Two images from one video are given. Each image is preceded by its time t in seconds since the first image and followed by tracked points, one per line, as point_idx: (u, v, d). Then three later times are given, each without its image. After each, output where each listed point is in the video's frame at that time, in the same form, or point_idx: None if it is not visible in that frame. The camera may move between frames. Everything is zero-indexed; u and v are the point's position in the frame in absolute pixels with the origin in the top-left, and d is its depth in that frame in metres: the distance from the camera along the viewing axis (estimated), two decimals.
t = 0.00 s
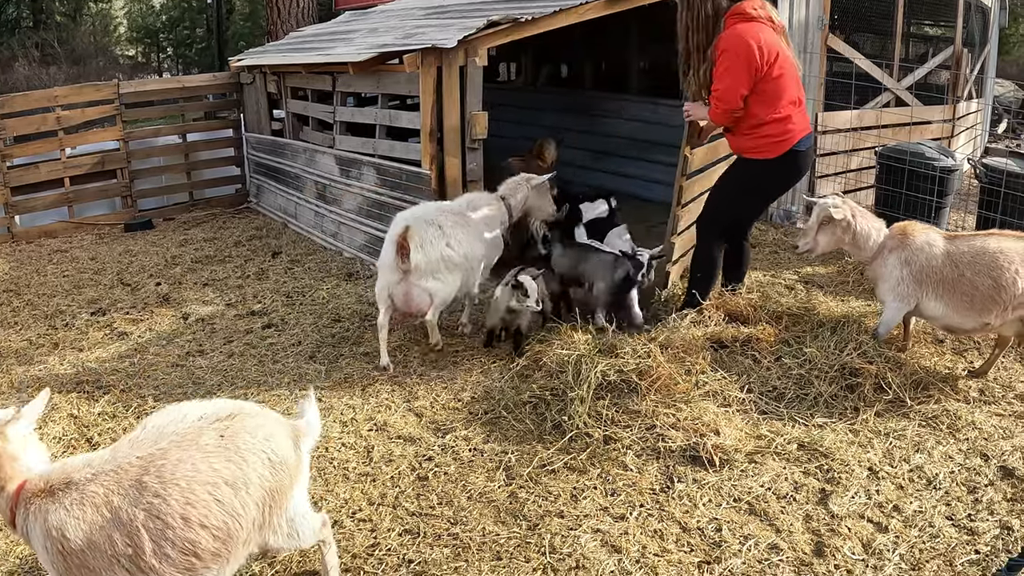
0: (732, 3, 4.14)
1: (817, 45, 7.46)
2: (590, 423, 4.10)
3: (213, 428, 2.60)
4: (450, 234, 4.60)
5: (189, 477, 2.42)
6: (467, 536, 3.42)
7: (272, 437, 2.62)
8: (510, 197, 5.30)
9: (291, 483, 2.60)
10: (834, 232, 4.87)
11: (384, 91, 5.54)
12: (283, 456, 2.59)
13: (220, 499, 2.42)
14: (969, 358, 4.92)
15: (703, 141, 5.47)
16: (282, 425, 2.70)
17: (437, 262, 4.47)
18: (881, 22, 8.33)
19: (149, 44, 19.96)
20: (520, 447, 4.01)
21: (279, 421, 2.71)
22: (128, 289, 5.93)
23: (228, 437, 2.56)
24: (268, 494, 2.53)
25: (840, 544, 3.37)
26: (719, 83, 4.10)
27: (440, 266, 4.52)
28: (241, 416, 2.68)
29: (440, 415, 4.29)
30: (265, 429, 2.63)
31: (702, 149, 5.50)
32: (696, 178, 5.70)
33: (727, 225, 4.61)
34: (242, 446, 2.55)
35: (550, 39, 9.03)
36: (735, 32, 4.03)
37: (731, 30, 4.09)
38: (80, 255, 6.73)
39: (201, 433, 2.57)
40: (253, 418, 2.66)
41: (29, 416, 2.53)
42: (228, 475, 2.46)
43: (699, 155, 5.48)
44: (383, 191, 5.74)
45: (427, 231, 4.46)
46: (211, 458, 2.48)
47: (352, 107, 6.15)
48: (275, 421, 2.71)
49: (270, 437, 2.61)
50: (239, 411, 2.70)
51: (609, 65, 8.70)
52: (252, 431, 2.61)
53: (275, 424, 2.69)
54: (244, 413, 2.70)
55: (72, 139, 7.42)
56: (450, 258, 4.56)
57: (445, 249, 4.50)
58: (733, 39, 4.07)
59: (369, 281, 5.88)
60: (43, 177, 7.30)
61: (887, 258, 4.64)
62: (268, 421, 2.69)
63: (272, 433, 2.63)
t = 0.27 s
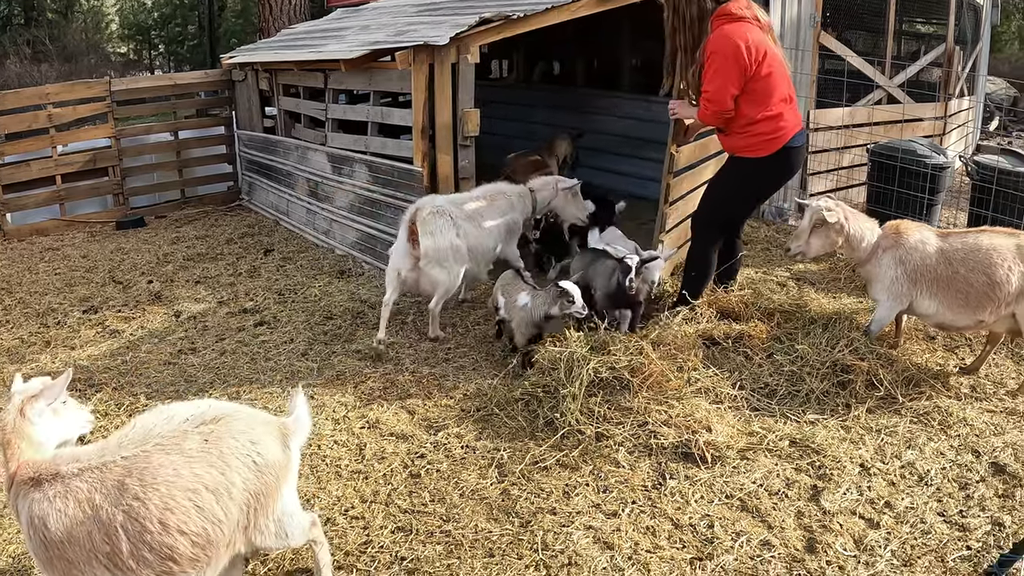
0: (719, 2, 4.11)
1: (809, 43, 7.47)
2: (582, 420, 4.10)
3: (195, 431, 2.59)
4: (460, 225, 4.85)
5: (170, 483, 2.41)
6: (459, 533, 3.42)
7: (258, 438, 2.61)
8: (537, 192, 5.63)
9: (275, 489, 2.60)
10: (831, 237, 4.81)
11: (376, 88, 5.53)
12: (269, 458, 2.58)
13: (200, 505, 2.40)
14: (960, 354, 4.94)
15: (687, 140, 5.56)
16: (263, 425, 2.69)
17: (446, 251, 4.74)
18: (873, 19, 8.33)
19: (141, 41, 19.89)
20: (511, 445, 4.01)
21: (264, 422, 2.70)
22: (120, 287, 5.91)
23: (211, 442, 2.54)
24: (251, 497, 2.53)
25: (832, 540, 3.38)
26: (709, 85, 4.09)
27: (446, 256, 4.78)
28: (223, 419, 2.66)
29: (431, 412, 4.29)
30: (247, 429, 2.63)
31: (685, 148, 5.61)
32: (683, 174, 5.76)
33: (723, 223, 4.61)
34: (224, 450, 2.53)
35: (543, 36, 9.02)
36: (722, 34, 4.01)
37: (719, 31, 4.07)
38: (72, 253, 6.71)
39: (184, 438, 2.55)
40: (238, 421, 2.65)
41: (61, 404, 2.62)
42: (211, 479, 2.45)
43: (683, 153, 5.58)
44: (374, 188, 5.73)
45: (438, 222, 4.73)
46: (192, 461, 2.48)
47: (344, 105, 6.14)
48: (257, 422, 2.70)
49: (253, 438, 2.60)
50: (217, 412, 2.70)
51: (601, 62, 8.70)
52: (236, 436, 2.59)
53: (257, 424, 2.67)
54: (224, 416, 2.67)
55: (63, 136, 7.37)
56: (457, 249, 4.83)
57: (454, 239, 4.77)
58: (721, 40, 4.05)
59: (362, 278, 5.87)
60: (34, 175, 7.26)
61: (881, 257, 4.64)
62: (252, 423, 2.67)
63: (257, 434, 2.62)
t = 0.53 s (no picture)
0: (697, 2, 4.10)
1: (800, 41, 7.48)
2: (574, 418, 4.10)
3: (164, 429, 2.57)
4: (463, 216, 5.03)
5: (126, 481, 2.40)
6: (451, 531, 3.41)
7: (228, 443, 2.57)
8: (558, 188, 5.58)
9: (246, 499, 2.55)
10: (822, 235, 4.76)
11: (366, 86, 5.52)
12: (239, 465, 2.53)
13: (151, 506, 2.38)
14: (951, 351, 4.95)
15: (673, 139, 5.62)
16: (234, 428, 2.63)
17: (437, 242, 4.93)
18: (864, 18, 8.34)
19: (131, 39, 19.80)
20: (503, 443, 4.01)
21: (237, 427, 2.65)
22: (110, 286, 5.88)
23: (178, 444, 2.51)
24: (216, 502, 2.49)
25: (824, 537, 3.38)
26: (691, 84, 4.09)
27: (439, 247, 4.97)
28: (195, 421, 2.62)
29: (423, 410, 4.28)
30: (217, 430, 2.60)
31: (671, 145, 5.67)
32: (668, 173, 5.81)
33: (711, 222, 4.62)
34: (190, 453, 2.51)
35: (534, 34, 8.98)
36: (701, 33, 4.01)
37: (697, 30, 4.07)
38: (62, 252, 6.67)
39: (151, 438, 2.53)
40: (212, 425, 2.61)
41: (69, 393, 2.60)
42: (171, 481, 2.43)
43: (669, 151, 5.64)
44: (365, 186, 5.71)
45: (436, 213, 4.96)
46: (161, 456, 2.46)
47: (335, 103, 6.12)
48: (229, 426, 2.65)
49: (221, 442, 2.56)
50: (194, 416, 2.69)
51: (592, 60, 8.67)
52: (204, 440, 2.55)
53: (229, 428, 2.63)
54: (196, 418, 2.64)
55: (53, 135, 7.33)
56: (457, 239, 5.01)
57: (448, 232, 4.95)
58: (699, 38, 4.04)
59: (353, 277, 5.85)
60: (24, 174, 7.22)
61: (872, 255, 4.65)
62: (221, 427, 2.62)
63: (229, 439, 2.58)
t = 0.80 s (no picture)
0: (674, 2, 4.09)
1: (790, 40, 7.50)
2: (564, 417, 4.10)
3: (113, 419, 2.53)
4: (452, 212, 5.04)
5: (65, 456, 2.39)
6: (442, 530, 3.41)
7: (166, 447, 2.49)
8: (556, 181, 5.70)
9: (163, 508, 2.41)
10: (799, 240, 4.76)
11: (357, 85, 5.51)
12: (171, 466, 2.44)
13: (75, 485, 2.34)
14: (941, 349, 4.96)
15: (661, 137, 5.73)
16: (180, 430, 2.56)
17: (423, 236, 4.94)
18: (854, 16, 8.37)
19: (122, 37, 19.73)
20: (493, 441, 4.01)
21: (185, 432, 2.56)
22: (101, 285, 5.86)
23: (117, 435, 2.45)
24: (138, 499, 2.39)
25: (814, 534, 3.39)
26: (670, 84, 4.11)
27: (426, 241, 4.98)
28: (144, 416, 2.57)
29: (414, 409, 4.28)
30: (165, 428, 2.55)
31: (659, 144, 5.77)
32: (655, 172, 5.87)
33: (697, 220, 4.61)
34: (120, 449, 2.43)
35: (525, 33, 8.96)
36: (677, 34, 4.01)
37: (675, 30, 4.07)
38: (52, 251, 6.64)
39: (92, 425, 2.48)
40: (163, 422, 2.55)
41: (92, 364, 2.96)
42: (87, 468, 2.37)
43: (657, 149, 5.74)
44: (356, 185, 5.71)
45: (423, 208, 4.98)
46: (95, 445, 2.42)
47: (325, 101, 6.11)
48: (179, 428, 2.57)
49: (158, 442, 2.49)
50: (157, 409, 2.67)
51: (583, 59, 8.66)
52: (138, 435, 2.48)
53: (174, 431, 2.55)
54: (149, 414, 2.59)
55: (43, 134, 7.29)
56: (444, 234, 5.02)
57: (434, 226, 4.95)
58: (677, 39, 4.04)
59: (344, 276, 5.85)
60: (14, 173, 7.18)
61: (857, 254, 4.66)
62: (165, 426, 2.56)
63: (169, 443, 2.50)
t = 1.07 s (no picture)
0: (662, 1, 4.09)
1: (780, 40, 7.52)
2: (555, 417, 4.10)
3: (68, 430, 2.63)
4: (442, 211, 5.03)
5: (30, 457, 2.58)
6: (433, 531, 3.40)
7: (110, 467, 2.52)
8: (532, 183, 5.73)
9: (106, 526, 2.46)
10: (787, 248, 4.71)
11: (347, 86, 5.51)
12: (104, 485, 2.47)
13: (33, 485, 2.52)
14: (931, 348, 4.97)
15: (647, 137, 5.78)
16: (123, 450, 2.57)
17: (414, 236, 4.91)
18: (844, 17, 8.39)
19: (113, 39, 19.65)
20: (484, 442, 4.00)
21: (128, 451, 2.57)
22: (91, 287, 5.84)
23: (68, 447, 2.56)
24: (76, 510, 2.48)
25: (805, 533, 3.39)
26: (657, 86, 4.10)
27: (417, 241, 4.96)
28: (94, 431, 2.62)
29: (405, 410, 4.27)
30: (111, 446, 2.58)
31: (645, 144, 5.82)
32: (642, 173, 5.91)
33: (682, 220, 4.61)
34: (67, 464, 2.53)
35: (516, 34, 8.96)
36: (664, 36, 4.01)
37: (661, 31, 4.06)
38: (43, 254, 6.62)
39: (48, 437, 2.61)
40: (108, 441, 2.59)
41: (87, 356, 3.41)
42: (37, 478, 2.53)
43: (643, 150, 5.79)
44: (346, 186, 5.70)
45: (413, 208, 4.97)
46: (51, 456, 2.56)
47: (315, 102, 6.10)
48: (123, 447, 2.59)
49: (102, 461, 2.53)
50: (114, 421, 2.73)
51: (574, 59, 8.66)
52: (84, 452, 2.55)
53: (118, 451, 2.57)
54: (101, 428, 2.64)
55: (34, 136, 7.27)
56: (434, 234, 5.01)
57: (424, 226, 4.93)
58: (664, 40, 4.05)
59: (334, 277, 5.84)
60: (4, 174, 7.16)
61: (842, 253, 4.66)
62: (106, 445, 2.58)
63: (111, 462, 2.53)
